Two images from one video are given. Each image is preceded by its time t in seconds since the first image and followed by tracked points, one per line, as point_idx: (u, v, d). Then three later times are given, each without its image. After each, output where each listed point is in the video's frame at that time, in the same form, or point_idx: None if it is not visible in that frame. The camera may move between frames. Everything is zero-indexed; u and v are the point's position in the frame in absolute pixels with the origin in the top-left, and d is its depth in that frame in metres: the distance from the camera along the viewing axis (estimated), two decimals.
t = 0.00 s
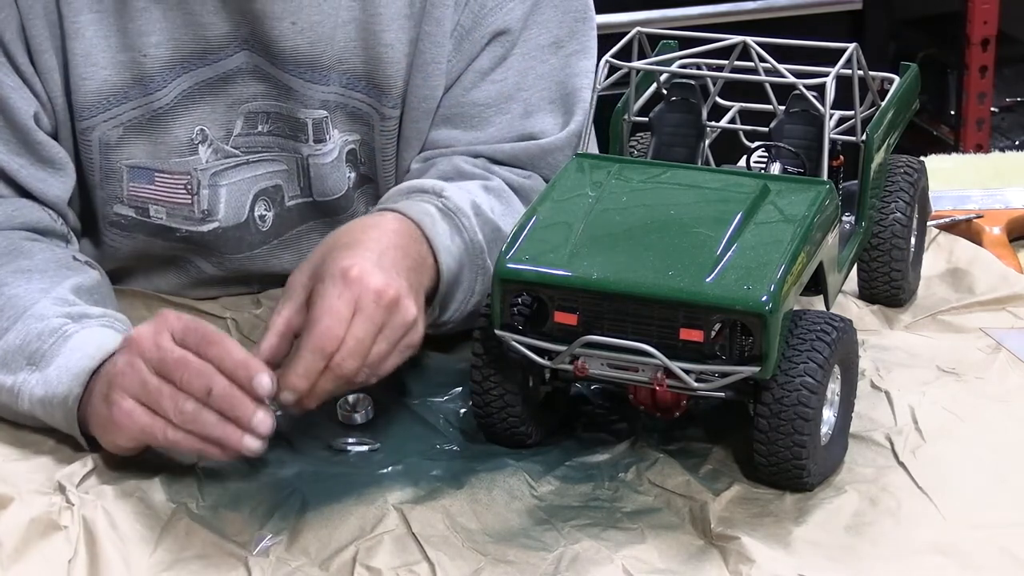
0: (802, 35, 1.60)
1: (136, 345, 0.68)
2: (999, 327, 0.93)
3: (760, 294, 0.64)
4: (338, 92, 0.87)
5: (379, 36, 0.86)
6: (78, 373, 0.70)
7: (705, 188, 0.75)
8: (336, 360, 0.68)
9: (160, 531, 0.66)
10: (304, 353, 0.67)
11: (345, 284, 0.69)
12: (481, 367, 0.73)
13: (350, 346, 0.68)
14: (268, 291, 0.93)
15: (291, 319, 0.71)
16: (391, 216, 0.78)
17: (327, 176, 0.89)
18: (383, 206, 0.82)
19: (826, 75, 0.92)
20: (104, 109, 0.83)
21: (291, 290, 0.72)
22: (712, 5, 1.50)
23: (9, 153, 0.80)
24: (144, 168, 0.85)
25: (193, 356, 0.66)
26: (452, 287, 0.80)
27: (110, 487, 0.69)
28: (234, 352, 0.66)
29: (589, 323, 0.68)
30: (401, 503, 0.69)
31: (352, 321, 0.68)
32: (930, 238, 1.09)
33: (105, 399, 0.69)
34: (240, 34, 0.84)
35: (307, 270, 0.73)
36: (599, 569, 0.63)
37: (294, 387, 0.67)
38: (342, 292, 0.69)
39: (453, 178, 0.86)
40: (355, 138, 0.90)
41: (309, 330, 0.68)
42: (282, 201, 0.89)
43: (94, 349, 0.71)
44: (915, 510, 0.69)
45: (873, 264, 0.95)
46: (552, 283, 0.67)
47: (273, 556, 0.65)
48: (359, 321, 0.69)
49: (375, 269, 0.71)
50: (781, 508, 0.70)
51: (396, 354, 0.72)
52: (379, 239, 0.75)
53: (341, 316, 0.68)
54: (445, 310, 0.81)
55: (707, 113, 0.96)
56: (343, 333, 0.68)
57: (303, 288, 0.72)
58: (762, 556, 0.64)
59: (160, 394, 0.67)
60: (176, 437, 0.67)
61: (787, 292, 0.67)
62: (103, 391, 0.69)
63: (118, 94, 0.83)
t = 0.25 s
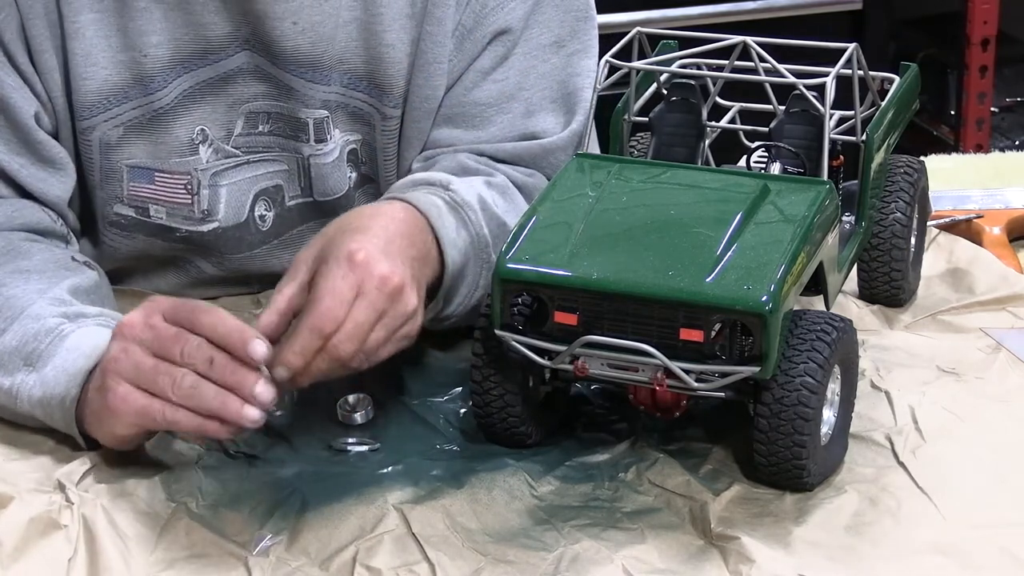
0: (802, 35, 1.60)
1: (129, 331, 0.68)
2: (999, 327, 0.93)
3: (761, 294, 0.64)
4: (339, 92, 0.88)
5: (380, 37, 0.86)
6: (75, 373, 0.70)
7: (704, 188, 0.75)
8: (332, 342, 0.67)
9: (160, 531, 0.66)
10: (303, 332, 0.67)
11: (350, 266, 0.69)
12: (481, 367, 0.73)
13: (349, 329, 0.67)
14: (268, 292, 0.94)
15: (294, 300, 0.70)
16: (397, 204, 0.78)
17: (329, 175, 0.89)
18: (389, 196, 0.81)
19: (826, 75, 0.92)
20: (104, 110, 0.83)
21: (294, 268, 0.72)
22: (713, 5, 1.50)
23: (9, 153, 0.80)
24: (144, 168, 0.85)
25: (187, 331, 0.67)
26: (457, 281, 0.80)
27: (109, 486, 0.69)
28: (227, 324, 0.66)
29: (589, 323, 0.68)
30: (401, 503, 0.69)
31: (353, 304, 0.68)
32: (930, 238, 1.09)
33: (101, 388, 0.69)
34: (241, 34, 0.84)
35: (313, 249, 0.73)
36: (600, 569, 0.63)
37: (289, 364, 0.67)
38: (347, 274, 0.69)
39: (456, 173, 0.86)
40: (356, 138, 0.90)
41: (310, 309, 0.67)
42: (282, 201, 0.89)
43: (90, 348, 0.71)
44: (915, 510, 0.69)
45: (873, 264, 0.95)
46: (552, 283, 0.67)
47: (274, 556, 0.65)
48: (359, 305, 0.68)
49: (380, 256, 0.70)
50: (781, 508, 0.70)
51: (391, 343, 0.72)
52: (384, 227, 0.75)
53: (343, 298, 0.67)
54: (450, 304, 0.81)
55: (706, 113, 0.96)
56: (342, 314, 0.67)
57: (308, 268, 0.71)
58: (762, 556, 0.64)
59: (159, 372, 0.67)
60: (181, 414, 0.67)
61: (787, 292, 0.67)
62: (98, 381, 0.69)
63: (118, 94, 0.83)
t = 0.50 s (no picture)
0: (802, 35, 1.60)
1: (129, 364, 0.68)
2: (999, 327, 0.93)
3: (760, 293, 0.64)
4: (337, 92, 0.87)
5: (379, 36, 0.86)
6: (75, 373, 0.70)
7: (703, 187, 0.75)
8: (351, 377, 0.66)
9: (161, 533, 0.66)
10: (328, 364, 0.66)
11: (385, 304, 0.68)
12: (482, 367, 0.73)
13: (371, 365, 0.67)
14: (268, 291, 0.94)
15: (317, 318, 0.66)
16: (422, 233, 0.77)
17: (324, 174, 0.89)
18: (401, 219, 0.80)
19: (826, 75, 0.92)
20: (103, 109, 0.83)
21: (320, 282, 0.69)
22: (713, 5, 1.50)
23: (7, 153, 0.80)
24: (143, 168, 0.85)
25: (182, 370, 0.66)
26: (466, 304, 0.80)
27: (111, 488, 0.69)
28: (215, 364, 0.65)
29: (588, 323, 0.68)
30: (401, 503, 0.69)
31: (379, 341, 0.67)
32: (930, 238, 1.09)
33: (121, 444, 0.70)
34: (240, 34, 0.84)
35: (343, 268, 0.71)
36: (600, 569, 0.63)
37: (304, 389, 0.65)
38: (380, 309, 0.68)
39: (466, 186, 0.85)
40: (354, 138, 0.90)
41: (341, 338, 0.66)
42: (281, 198, 0.89)
43: (88, 347, 0.71)
44: (915, 510, 0.69)
45: (873, 264, 0.95)
46: (552, 283, 0.67)
47: (274, 556, 0.65)
48: (384, 341, 0.67)
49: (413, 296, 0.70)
50: (781, 508, 0.70)
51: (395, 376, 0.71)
52: (405, 253, 0.74)
53: (373, 334, 0.67)
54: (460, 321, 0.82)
55: (706, 113, 0.96)
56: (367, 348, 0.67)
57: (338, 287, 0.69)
58: (762, 556, 0.64)
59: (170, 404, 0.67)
60: (209, 436, 0.68)
61: (787, 292, 0.67)
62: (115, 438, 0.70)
63: (117, 93, 0.83)
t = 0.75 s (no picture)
0: (802, 35, 1.60)
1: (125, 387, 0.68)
2: (999, 327, 0.93)
3: (760, 294, 0.64)
4: (338, 92, 0.88)
5: (380, 37, 0.86)
6: (72, 369, 0.70)
7: (704, 188, 0.75)
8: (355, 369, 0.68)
9: (161, 533, 0.66)
10: (328, 357, 0.67)
11: (384, 298, 0.70)
12: (482, 367, 0.73)
13: (373, 358, 0.68)
14: (268, 291, 0.94)
15: (315, 324, 0.69)
16: (411, 237, 0.78)
17: (327, 175, 0.89)
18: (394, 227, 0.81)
19: (826, 74, 0.92)
20: (103, 109, 0.83)
21: (316, 293, 0.71)
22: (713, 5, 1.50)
23: (3, 154, 0.80)
24: (144, 168, 0.85)
25: (183, 390, 0.66)
26: (460, 310, 0.81)
27: (111, 488, 0.69)
28: (211, 376, 0.65)
29: (589, 324, 0.68)
30: (401, 503, 0.69)
31: (380, 335, 0.69)
32: (930, 238, 1.09)
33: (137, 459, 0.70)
34: (241, 34, 0.84)
35: (337, 276, 0.72)
36: (600, 569, 0.63)
37: (309, 388, 0.66)
38: (377, 304, 0.69)
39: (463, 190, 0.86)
40: (355, 138, 0.90)
41: (339, 334, 0.67)
42: (281, 200, 0.89)
43: (83, 342, 0.71)
44: (915, 510, 0.69)
45: (873, 264, 0.95)
46: (552, 283, 0.67)
47: (274, 556, 0.65)
48: (385, 336, 0.69)
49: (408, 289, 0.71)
50: (781, 508, 0.70)
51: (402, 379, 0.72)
52: (396, 256, 0.75)
53: (372, 328, 0.68)
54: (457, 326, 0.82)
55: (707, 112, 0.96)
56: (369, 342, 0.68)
57: (332, 292, 0.71)
58: (762, 556, 0.64)
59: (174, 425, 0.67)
60: (222, 447, 0.68)
61: (787, 292, 0.67)
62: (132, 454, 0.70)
63: (118, 93, 0.83)
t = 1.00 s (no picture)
0: (802, 36, 1.59)
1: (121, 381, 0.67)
2: (999, 327, 0.93)
3: (760, 294, 0.64)
4: (337, 93, 0.88)
5: (379, 38, 0.86)
6: (71, 371, 0.70)
7: (704, 188, 0.75)
8: (344, 355, 0.66)
9: (161, 533, 0.66)
10: (317, 342, 0.66)
11: (376, 288, 0.69)
12: (482, 367, 0.73)
13: (363, 345, 0.67)
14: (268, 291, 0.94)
15: (310, 311, 0.68)
16: (404, 232, 0.78)
17: (325, 176, 0.89)
18: (389, 223, 0.81)
19: (826, 74, 0.92)
20: (102, 110, 0.82)
21: (309, 283, 0.70)
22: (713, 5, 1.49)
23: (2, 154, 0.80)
24: (143, 169, 0.85)
25: (173, 375, 0.64)
26: (455, 309, 0.81)
27: (111, 488, 0.69)
28: (200, 354, 0.63)
29: (589, 324, 0.68)
30: (401, 503, 0.69)
31: (371, 323, 0.68)
32: (930, 239, 1.09)
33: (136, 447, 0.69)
34: (239, 34, 0.84)
35: (330, 267, 0.72)
36: (600, 569, 0.63)
37: (297, 371, 0.64)
38: (370, 293, 0.69)
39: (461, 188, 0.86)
40: (354, 138, 0.90)
41: (330, 319, 0.67)
42: (281, 200, 0.89)
43: (83, 343, 0.71)
44: (915, 510, 0.69)
45: (872, 264, 0.95)
46: (552, 283, 0.67)
47: (274, 556, 0.65)
48: (376, 324, 0.68)
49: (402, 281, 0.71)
50: (781, 509, 0.70)
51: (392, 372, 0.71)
52: (390, 249, 0.75)
53: (363, 315, 0.67)
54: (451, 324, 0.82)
55: (707, 112, 0.96)
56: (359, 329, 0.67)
57: (326, 282, 0.70)
58: (762, 556, 0.64)
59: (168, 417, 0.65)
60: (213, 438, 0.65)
61: (787, 292, 0.67)
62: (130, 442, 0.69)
63: (116, 94, 0.83)
